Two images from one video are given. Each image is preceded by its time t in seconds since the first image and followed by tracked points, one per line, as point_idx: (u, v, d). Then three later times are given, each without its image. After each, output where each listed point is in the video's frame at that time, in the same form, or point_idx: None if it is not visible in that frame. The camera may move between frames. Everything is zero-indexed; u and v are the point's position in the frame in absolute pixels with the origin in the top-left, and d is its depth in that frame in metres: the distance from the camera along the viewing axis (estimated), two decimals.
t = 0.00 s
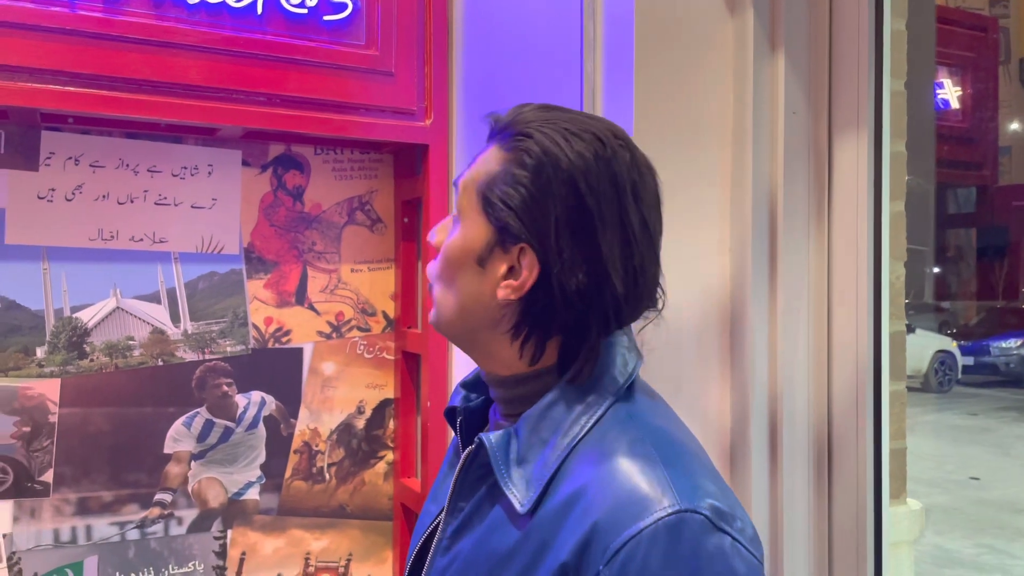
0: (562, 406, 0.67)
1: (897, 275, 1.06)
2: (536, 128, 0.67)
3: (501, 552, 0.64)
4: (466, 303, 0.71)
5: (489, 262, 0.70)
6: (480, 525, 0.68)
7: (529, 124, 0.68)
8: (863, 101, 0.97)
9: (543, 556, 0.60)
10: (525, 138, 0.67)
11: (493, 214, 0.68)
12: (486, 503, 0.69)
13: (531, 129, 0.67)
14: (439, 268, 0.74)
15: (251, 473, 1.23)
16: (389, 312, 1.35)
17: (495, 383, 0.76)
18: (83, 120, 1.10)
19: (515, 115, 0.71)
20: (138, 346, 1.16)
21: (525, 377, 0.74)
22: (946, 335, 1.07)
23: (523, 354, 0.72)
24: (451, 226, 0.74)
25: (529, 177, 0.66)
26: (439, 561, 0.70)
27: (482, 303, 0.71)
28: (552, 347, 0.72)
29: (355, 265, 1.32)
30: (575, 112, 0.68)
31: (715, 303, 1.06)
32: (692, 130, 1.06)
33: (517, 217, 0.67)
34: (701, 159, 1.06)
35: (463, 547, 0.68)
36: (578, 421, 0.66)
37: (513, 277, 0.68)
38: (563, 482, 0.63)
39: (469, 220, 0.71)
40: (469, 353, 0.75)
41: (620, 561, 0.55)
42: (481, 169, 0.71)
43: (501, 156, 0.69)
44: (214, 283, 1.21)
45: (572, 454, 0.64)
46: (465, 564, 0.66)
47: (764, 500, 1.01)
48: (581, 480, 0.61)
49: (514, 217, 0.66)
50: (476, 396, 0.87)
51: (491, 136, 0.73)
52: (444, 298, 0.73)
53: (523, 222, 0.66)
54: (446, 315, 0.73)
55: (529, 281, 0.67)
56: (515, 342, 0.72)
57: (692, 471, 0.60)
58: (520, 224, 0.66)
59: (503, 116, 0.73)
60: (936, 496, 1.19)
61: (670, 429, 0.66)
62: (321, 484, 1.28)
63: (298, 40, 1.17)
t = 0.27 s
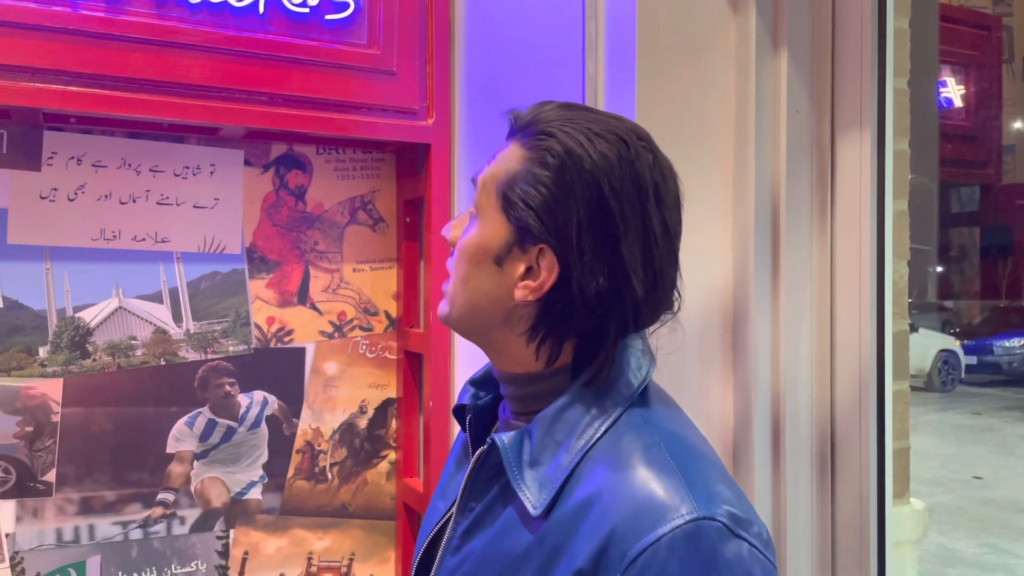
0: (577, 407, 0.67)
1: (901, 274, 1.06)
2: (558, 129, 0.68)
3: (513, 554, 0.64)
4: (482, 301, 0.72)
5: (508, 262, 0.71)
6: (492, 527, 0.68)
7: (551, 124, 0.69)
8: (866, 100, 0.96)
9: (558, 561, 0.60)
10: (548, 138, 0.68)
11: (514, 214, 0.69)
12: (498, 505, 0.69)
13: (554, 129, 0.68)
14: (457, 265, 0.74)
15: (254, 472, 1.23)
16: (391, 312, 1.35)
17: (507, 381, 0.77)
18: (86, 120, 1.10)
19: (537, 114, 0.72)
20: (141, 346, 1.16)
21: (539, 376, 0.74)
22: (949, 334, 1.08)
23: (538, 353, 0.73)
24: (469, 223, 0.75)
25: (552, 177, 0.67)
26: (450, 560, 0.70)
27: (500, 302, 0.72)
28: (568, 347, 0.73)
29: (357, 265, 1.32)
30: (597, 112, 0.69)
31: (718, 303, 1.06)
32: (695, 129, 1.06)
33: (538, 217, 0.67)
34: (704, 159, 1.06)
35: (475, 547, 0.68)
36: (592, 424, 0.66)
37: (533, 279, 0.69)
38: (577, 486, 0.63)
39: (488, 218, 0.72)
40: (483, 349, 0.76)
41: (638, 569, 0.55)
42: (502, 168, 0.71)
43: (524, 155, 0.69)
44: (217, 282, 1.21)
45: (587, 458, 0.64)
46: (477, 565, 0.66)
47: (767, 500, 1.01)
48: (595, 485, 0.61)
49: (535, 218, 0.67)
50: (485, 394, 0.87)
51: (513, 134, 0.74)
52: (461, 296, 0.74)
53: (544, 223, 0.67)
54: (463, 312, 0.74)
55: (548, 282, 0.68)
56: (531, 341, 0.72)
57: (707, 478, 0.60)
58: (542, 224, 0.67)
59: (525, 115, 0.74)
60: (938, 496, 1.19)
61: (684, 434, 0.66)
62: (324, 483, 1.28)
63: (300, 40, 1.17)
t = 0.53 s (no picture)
0: (585, 405, 0.67)
1: (902, 273, 1.05)
2: (569, 127, 0.68)
3: (522, 553, 0.64)
4: (489, 298, 0.72)
5: (517, 259, 0.70)
6: (500, 525, 0.68)
7: (562, 121, 0.69)
8: (868, 98, 0.96)
9: (568, 558, 0.60)
10: (558, 135, 0.68)
11: (524, 211, 0.69)
12: (506, 503, 0.69)
13: (565, 127, 0.68)
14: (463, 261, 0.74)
15: (255, 472, 1.23)
16: (393, 311, 1.34)
17: (512, 379, 0.76)
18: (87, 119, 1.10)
19: (548, 112, 0.71)
20: (142, 345, 1.16)
21: (545, 375, 0.74)
22: (953, 333, 1.07)
23: (545, 351, 0.72)
24: (477, 220, 0.75)
25: (563, 174, 0.66)
26: (458, 559, 0.70)
27: (508, 299, 0.71)
28: (574, 346, 0.73)
29: (359, 264, 1.32)
30: (608, 111, 0.69)
31: (719, 303, 1.06)
32: (696, 128, 1.06)
33: (547, 215, 0.67)
34: (705, 158, 1.06)
35: (483, 545, 0.68)
36: (600, 422, 0.65)
37: (542, 275, 0.69)
38: (586, 484, 0.63)
39: (496, 215, 0.72)
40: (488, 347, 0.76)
41: (649, 565, 0.55)
42: (512, 165, 0.71)
43: (534, 153, 0.69)
44: (218, 281, 1.21)
45: (597, 456, 0.64)
46: (485, 564, 0.66)
47: (768, 499, 1.01)
48: (604, 482, 0.61)
49: (545, 215, 0.67)
50: (490, 391, 0.87)
51: (523, 132, 0.74)
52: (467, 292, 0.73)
53: (554, 220, 0.67)
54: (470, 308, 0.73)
55: (557, 279, 0.68)
56: (538, 339, 0.72)
57: (717, 473, 0.60)
58: (552, 221, 0.67)
59: (535, 113, 0.74)
60: (941, 495, 1.18)
61: (692, 431, 0.66)
62: (325, 483, 1.28)
63: (301, 39, 1.17)
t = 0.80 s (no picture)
0: (592, 405, 0.67)
1: (902, 274, 1.05)
2: (583, 132, 0.68)
3: (530, 551, 0.64)
4: (500, 299, 0.72)
5: (529, 261, 0.71)
6: (507, 523, 0.68)
7: (576, 125, 0.69)
8: (867, 99, 0.96)
9: (575, 557, 0.61)
10: (573, 140, 0.68)
11: (537, 215, 0.69)
12: (513, 502, 0.69)
13: (579, 131, 0.68)
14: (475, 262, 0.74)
15: (258, 471, 1.24)
16: (394, 312, 1.35)
17: (518, 379, 0.77)
18: (91, 121, 1.11)
19: (561, 115, 0.72)
20: (145, 346, 1.17)
21: (552, 375, 0.74)
22: (954, 333, 1.07)
23: (554, 353, 0.73)
24: (488, 221, 0.75)
25: (577, 179, 0.67)
26: (465, 557, 0.70)
27: (519, 301, 0.72)
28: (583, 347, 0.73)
29: (361, 265, 1.32)
30: (622, 116, 0.69)
31: (719, 304, 1.06)
32: (696, 129, 1.06)
33: (560, 218, 0.68)
34: (705, 159, 1.06)
35: (490, 543, 0.69)
36: (607, 421, 0.66)
37: (553, 278, 0.70)
38: (594, 483, 0.63)
39: (507, 216, 0.73)
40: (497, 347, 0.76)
41: (658, 563, 0.55)
42: (525, 168, 0.71)
43: (548, 157, 0.69)
44: (221, 282, 1.22)
45: (604, 455, 0.64)
46: (492, 562, 0.67)
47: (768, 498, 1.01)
48: (612, 481, 0.61)
49: (558, 219, 0.68)
50: (493, 391, 0.87)
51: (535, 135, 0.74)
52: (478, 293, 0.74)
53: (567, 224, 0.68)
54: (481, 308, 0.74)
55: (569, 282, 0.69)
56: (548, 341, 0.73)
57: (723, 472, 0.60)
58: (565, 226, 0.68)
59: (547, 116, 0.74)
60: (943, 495, 1.19)
61: (698, 432, 0.66)
62: (327, 483, 1.29)
63: (303, 41, 1.18)
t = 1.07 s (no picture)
0: (601, 406, 0.67)
1: (901, 273, 1.06)
2: (593, 133, 0.68)
3: (537, 551, 0.64)
4: (508, 299, 0.72)
5: (538, 261, 0.71)
6: (514, 523, 0.68)
7: (586, 127, 0.69)
8: (866, 100, 0.96)
9: (583, 557, 0.61)
10: (583, 141, 0.68)
11: (547, 215, 0.69)
12: (520, 501, 0.69)
13: (590, 133, 0.69)
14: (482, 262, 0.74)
15: (257, 471, 1.24)
16: (393, 311, 1.35)
17: (526, 379, 0.77)
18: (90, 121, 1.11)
19: (570, 116, 0.72)
20: (144, 345, 1.17)
21: (560, 376, 0.74)
22: (953, 333, 1.07)
23: (562, 354, 0.73)
24: (495, 222, 0.75)
25: (588, 181, 0.67)
26: (471, 557, 0.70)
27: (527, 301, 0.72)
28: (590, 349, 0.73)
29: (360, 265, 1.32)
30: (631, 118, 0.70)
31: (718, 304, 1.06)
32: (696, 130, 1.06)
33: (570, 220, 0.68)
34: (704, 158, 1.06)
35: (497, 543, 0.68)
36: (615, 422, 0.66)
37: (562, 279, 0.70)
38: (603, 483, 0.63)
39: (516, 218, 0.72)
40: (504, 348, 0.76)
41: (666, 563, 0.55)
42: (535, 169, 0.71)
43: (558, 158, 0.70)
44: (220, 282, 1.21)
45: (613, 456, 0.64)
46: (499, 561, 0.67)
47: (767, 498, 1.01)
48: (620, 482, 0.61)
49: (569, 221, 0.68)
50: (497, 391, 0.87)
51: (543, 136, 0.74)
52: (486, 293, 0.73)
53: (578, 225, 0.68)
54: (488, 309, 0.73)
55: (578, 283, 0.69)
56: (556, 342, 0.73)
57: (731, 473, 0.60)
58: (575, 227, 0.68)
59: (555, 117, 0.74)
60: (943, 495, 1.18)
61: (705, 433, 0.67)
62: (327, 482, 1.29)
63: (302, 40, 1.17)
